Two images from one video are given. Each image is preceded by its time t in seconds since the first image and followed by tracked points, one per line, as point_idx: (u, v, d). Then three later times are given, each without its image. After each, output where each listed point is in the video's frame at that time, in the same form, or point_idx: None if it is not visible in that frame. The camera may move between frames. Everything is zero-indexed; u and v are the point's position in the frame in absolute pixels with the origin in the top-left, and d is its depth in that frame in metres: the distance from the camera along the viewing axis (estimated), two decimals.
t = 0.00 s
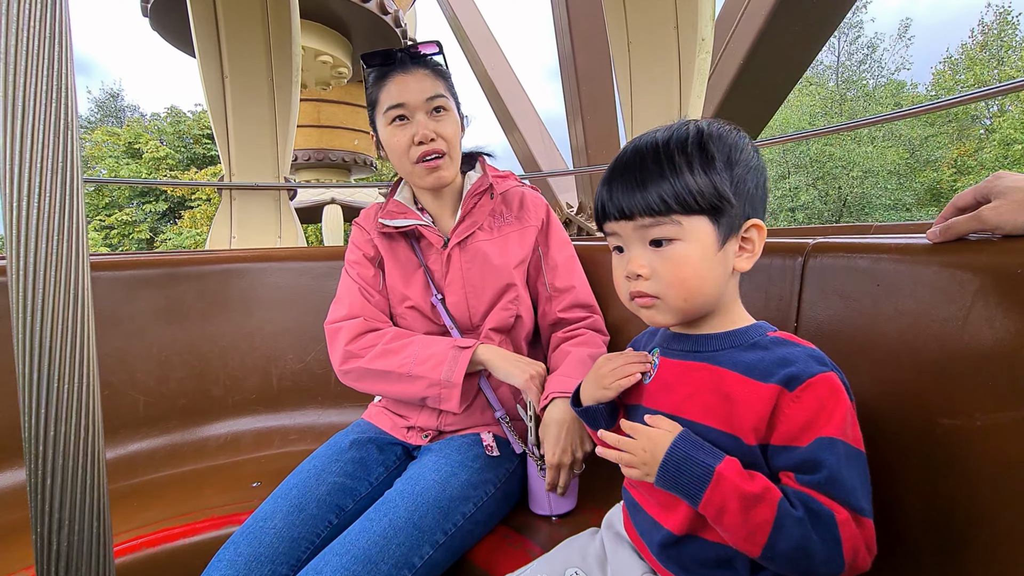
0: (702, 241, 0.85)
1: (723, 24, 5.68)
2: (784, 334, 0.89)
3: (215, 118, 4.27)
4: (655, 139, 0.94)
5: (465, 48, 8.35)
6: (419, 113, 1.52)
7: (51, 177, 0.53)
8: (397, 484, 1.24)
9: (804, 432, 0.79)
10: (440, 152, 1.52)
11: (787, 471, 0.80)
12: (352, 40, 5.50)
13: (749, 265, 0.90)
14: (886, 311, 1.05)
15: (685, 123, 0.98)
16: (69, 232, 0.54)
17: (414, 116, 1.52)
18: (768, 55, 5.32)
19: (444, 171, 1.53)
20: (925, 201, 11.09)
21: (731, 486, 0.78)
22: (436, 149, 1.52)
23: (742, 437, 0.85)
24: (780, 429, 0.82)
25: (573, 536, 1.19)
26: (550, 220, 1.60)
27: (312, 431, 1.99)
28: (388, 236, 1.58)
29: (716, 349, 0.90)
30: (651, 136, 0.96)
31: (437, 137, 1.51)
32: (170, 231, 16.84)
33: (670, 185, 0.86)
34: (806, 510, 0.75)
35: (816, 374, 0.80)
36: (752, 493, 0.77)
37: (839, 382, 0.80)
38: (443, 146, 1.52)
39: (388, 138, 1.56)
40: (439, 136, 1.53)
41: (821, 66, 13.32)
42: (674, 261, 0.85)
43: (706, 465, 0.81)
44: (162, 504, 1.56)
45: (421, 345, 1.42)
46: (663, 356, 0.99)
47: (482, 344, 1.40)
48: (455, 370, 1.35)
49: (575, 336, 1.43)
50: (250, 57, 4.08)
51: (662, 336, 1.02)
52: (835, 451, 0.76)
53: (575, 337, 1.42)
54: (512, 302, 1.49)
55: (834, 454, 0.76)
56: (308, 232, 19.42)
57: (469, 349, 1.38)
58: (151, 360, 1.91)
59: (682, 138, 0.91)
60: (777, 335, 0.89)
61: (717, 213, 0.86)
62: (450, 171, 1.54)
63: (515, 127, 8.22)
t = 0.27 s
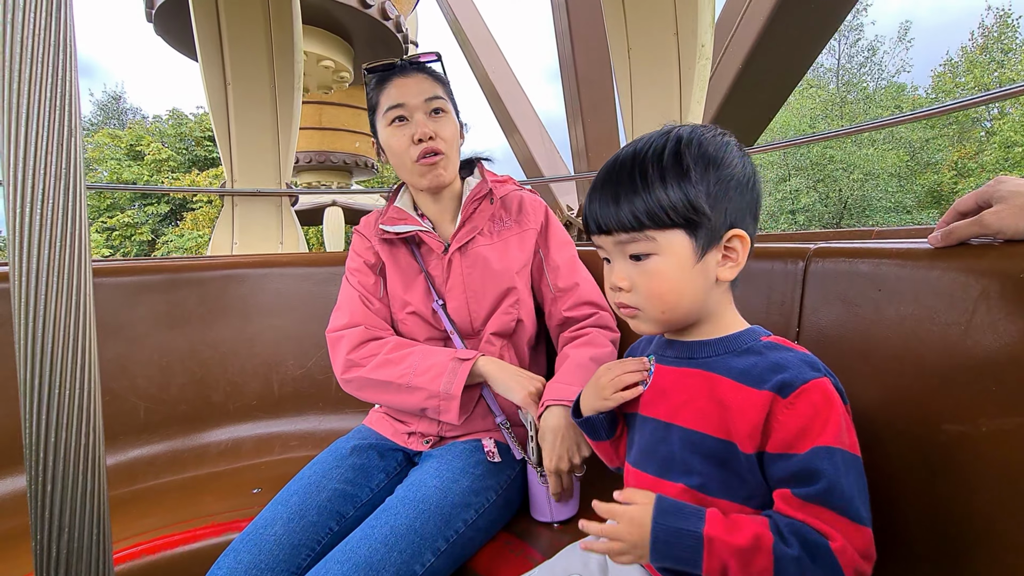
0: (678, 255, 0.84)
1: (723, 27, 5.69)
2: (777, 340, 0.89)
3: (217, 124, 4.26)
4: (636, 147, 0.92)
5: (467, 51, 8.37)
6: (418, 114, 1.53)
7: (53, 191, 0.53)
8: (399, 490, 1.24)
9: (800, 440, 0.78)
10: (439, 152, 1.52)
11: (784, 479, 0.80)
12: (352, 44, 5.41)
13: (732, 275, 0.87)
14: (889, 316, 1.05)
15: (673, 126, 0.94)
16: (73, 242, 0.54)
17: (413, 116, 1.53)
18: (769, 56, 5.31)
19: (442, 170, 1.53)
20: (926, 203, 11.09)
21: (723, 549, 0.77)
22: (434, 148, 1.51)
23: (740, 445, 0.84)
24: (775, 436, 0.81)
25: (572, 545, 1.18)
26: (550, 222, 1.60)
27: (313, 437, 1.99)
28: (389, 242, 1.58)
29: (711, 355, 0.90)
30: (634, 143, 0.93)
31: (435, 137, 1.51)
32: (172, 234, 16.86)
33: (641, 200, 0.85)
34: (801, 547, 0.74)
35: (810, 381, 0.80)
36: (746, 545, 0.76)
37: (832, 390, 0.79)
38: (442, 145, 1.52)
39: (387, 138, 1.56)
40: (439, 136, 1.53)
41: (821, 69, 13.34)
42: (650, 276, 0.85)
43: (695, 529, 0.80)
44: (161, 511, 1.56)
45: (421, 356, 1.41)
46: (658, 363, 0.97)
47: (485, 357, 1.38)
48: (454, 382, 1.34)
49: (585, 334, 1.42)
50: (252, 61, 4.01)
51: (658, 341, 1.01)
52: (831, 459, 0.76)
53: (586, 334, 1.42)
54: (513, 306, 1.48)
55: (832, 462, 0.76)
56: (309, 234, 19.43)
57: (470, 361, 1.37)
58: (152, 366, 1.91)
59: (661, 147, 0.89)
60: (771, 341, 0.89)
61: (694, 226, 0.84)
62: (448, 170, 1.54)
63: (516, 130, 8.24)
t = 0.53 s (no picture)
0: (668, 271, 0.83)
1: (723, 30, 5.70)
2: (773, 352, 0.86)
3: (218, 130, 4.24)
4: (629, 157, 0.90)
5: (467, 55, 8.39)
6: (419, 125, 1.53)
7: (56, 207, 0.53)
8: (399, 500, 1.23)
9: (795, 461, 0.76)
10: (439, 163, 1.53)
11: (782, 501, 0.78)
12: (353, 48, 5.25)
13: (724, 290, 0.86)
14: (892, 324, 1.05)
15: (669, 133, 0.92)
16: (77, 251, 0.54)
17: (414, 127, 1.53)
18: (768, 58, 5.31)
19: (443, 180, 1.53)
20: (927, 207, 11.08)
21: None
22: (435, 159, 1.52)
23: (737, 465, 0.83)
24: (770, 457, 0.79)
25: (576, 553, 1.19)
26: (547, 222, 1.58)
27: (314, 445, 1.98)
28: (388, 251, 1.58)
29: (706, 369, 0.89)
30: (627, 152, 0.92)
31: (436, 148, 1.52)
32: (173, 238, 16.88)
33: (629, 215, 0.84)
34: None
35: (804, 399, 0.78)
36: None
37: (828, 408, 0.77)
38: (442, 156, 1.53)
39: (388, 149, 1.56)
40: (439, 147, 1.53)
41: (821, 73, 13.36)
42: (639, 292, 0.85)
43: None
44: (162, 521, 1.55)
45: (420, 350, 1.41)
46: (654, 375, 0.97)
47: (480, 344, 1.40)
48: (455, 367, 1.34)
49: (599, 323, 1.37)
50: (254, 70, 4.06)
51: (655, 351, 1.01)
52: (828, 484, 0.74)
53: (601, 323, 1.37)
54: (512, 311, 1.48)
55: (833, 489, 0.74)
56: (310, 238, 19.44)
57: (468, 347, 1.38)
58: (154, 375, 1.91)
59: (652, 159, 0.87)
60: (766, 354, 0.87)
61: (682, 240, 0.83)
62: (449, 180, 1.55)
63: (517, 133, 8.25)
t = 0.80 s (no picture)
0: (670, 285, 0.83)
1: (723, 31, 5.69)
2: (779, 360, 0.85)
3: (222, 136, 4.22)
4: (634, 162, 0.89)
5: (468, 57, 8.40)
6: (418, 133, 1.53)
7: (56, 219, 0.53)
8: (400, 507, 1.23)
9: (801, 475, 0.76)
10: (439, 170, 1.53)
11: (789, 515, 0.78)
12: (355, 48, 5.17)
13: (729, 303, 0.86)
14: (895, 330, 1.04)
15: (678, 137, 0.90)
16: (78, 259, 0.54)
17: (413, 135, 1.53)
18: (769, 59, 5.29)
19: (442, 187, 1.53)
20: (928, 208, 11.06)
21: None
22: (434, 166, 1.52)
23: (741, 477, 0.82)
24: (776, 469, 0.79)
25: (580, 560, 1.19)
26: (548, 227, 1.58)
27: (315, 452, 1.98)
28: (390, 255, 1.58)
29: (710, 378, 0.88)
30: (633, 157, 0.90)
31: (435, 156, 1.52)
32: (175, 239, 16.89)
33: (630, 226, 0.84)
34: None
35: (811, 411, 0.77)
36: None
37: (836, 420, 0.77)
38: (442, 164, 1.53)
39: (387, 157, 1.56)
40: (438, 155, 1.54)
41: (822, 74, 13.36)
42: (641, 304, 0.85)
43: None
44: (163, 528, 1.55)
45: (429, 342, 1.41)
46: (658, 382, 0.96)
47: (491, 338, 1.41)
48: (468, 358, 1.36)
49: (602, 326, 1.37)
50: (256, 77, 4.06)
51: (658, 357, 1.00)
52: (835, 498, 0.74)
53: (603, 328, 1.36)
54: (512, 315, 1.48)
55: (842, 505, 0.74)
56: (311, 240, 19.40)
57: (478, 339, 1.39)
58: (155, 382, 1.91)
59: (658, 166, 0.86)
60: (772, 362, 0.85)
61: (683, 251, 0.82)
62: (448, 187, 1.55)
63: (517, 134, 8.24)
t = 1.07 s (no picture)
0: (681, 293, 0.83)
1: (725, 33, 5.69)
2: (789, 368, 0.85)
3: (223, 141, 4.22)
4: (646, 165, 0.88)
5: (469, 58, 8.40)
6: (424, 136, 1.53)
7: (59, 227, 0.52)
8: (401, 513, 1.22)
9: (812, 488, 0.76)
10: (444, 174, 1.53)
11: (799, 527, 0.77)
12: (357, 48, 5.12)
13: (741, 311, 0.85)
14: (898, 337, 1.03)
15: (692, 140, 0.89)
16: (81, 267, 0.54)
17: (419, 138, 1.53)
18: (770, 61, 5.28)
19: (446, 191, 1.53)
20: (930, 210, 11.04)
21: None
22: (439, 170, 1.52)
23: (750, 488, 0.82)
24: (786, 481, 0.78)
25: (582, 567, 1.18)
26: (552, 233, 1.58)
27: (316, 457, 1.98)
28: (394, 259, 1.58)
29: (718, 386, 0.87)
30: (646, 160, 0.89)
31: (440, 160, 1.52)
32: (176, 239, 16.91)
33: (641, 231, 0.83)
34: None
35: (822, 422, 0.77)
36: None
37: (847, 431, 0.76)
38: (446, 168, 1.53)
39: (392, 160, 1.56)
40: (444, 159, 1.53)
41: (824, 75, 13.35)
42: (650, 310, 0.85)
43: None
44: (163, 534, 1.55)
45: (438, 372, 1.39)
46: (664, 388, 0.96)
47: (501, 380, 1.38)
48: (473, 400, 1.33)
49: (608, 331, 1.36)
50: (258, 82, 4.07)
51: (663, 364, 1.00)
52: (847, 511, 0.74)
53: (609, 332, 1.35)
54: (515, 321, 1.48)
55: (854, 519, 0.73)
56: (312, 239, 19.42)
57: (487, 380, 1.36)
58: (156, 387, 1.91)
59: (671, 170, 0.85)
60: (782, 371, 0.85)
61: (694, 258, 0.82)
62: (453, 191, 1.54)
63: (519, 135, 8.24)
